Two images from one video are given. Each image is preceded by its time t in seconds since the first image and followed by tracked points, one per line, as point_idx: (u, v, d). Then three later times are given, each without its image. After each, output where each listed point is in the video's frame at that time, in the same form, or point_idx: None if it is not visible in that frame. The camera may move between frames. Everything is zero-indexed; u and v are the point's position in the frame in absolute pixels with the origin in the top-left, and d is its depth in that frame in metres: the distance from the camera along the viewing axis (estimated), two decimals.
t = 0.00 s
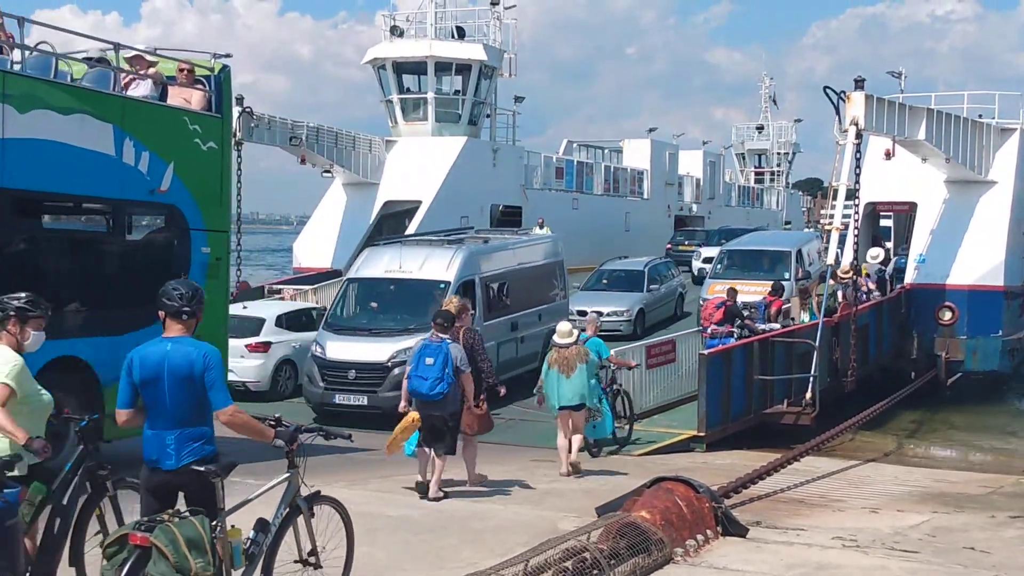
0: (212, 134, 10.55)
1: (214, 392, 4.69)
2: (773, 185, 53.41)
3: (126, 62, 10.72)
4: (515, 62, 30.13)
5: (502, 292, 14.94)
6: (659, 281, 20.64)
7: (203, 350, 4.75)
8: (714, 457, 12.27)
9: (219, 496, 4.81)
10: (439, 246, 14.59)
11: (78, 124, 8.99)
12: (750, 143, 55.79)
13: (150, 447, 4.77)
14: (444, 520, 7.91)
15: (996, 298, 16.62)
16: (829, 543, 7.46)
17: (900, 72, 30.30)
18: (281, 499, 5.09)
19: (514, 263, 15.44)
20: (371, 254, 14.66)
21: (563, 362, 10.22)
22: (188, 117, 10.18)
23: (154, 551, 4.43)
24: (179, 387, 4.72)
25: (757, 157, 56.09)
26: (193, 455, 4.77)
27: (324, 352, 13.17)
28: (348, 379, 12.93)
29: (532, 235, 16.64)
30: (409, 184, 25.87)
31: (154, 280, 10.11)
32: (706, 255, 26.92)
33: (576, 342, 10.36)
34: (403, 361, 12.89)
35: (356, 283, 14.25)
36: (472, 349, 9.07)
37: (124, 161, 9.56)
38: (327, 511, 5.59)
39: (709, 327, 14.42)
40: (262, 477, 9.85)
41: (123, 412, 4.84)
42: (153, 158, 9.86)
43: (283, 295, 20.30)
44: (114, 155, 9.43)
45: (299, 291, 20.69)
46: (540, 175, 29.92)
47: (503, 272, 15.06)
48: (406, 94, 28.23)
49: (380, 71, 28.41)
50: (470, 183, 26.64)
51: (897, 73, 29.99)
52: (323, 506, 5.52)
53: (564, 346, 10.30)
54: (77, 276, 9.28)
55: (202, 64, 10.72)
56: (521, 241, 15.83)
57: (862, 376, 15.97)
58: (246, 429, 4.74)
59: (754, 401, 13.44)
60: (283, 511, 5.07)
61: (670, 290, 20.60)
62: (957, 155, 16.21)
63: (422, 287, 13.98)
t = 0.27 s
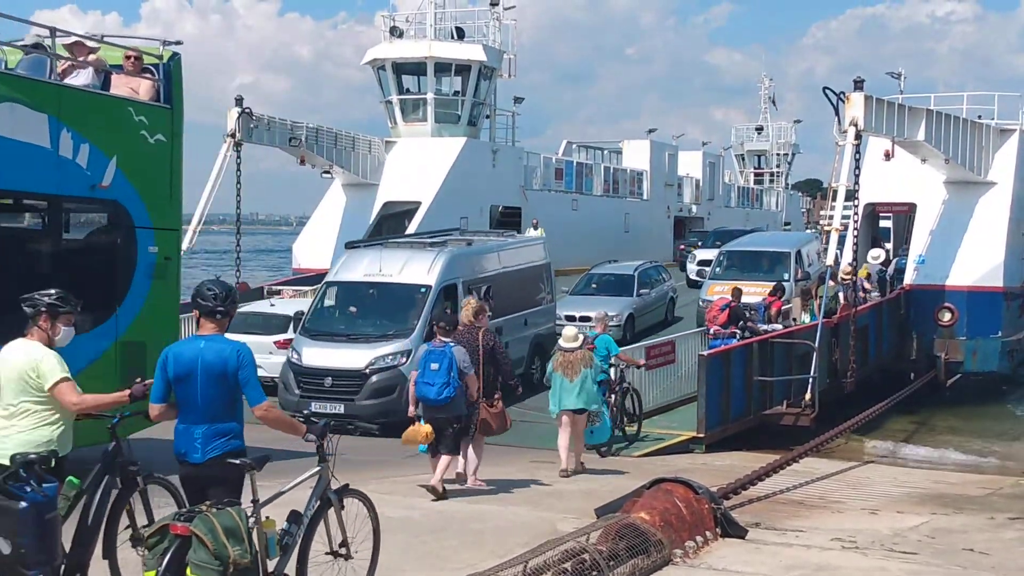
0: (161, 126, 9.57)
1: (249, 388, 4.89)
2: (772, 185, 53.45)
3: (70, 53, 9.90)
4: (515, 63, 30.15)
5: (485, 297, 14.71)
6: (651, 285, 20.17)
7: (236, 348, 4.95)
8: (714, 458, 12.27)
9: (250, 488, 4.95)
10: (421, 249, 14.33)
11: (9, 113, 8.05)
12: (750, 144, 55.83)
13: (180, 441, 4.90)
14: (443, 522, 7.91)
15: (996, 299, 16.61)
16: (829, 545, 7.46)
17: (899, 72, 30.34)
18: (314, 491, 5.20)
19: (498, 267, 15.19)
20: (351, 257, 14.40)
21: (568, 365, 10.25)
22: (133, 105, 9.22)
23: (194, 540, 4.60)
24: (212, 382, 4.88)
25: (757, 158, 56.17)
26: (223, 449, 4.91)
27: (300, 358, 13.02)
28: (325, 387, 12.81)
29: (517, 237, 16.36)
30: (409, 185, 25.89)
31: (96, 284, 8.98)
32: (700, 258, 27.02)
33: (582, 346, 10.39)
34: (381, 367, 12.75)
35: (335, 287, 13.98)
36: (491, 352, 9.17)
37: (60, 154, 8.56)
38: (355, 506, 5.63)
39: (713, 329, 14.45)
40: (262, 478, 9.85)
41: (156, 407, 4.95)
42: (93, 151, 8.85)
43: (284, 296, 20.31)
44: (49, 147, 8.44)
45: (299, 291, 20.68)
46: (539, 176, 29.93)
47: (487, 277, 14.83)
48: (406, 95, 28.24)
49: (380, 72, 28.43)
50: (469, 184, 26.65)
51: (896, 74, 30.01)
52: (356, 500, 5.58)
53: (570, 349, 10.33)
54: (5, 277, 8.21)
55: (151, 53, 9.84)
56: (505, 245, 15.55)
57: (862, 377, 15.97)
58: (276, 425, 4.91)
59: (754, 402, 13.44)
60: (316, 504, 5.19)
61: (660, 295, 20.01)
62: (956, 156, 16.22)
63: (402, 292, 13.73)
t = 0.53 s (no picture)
0: (101, 117, 8.78)
1: (270, 388, 5.11)
2: (771, 186, 53.45)
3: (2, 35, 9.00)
4: (513, 63, 30.14)
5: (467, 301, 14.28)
6: (639, 289, 19.74)
7: (258, 351, 5.16)
8: (713, 458, 12.27)
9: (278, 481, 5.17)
10: (399, 252, 13.89)
11: None
12: (749, 144, 55.85)
13: (207, 441, 5.15)
14: (441, 522, 7.90)
15: (994, 300, 16.60)
16: (827, 545, 7.45)
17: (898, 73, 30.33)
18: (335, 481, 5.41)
19: (480, 269, 14.75)
20: (327, 260, 13.99)
21: (572, 363, 10.27)
22: (68, 93, 8.37)
23: (226, 528, 4.79)
24: (236, 384, 5.11)
25: (755, 158, 56.23)
26: (247, 449, 5.14)
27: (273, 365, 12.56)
28: (297, 395, 12.36)
29: (501, 241, 15.91)
30: (408, 185, 25.88)
31: (27, 286, 8.11)
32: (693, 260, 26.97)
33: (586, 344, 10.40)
34: (354, 374, 12.28)
35: (309, 290, 13.57)
36: (500, 357, 9.22)
37: None
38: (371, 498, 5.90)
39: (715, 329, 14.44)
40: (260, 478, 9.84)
41: (184, 408, 5.20)
42: (25, 142, 7.97)
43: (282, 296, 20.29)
44: None
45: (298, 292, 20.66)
46: (537, 176, 29.92)
47: (468, 280, 14.39)
48: (404, 95, 28.23)
49: (378, 72, 28.42)
50: (468, 184, 26.63)
51: (895, 75, 30.00)
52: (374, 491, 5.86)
53: (574, 348, 10.33)
54: None
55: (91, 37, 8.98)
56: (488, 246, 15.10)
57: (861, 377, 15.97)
58: (299, 422, 5.09)
59: (752, 402, 13.44)
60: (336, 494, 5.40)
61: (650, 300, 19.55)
62: (954, 156, 16.22)
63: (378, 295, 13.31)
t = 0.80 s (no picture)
0: (38, 105, 8.04)
1: (295, 377, 5.31)
2: (771, 186, 53.45)
3: None
4: (513, 64, 30.13)
5: (452, 299, 13.56)
6: (629, 293, 19.46)
7: (283, 343, 5.38)
8: (713, 458, 12.28)
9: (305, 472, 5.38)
10: (382, 246, 13.19)
11: None
12: (749, 144, 55.87)
13: (232, 429, 5.35)
14: (441, 522, 7.89)
15: (994, 300, 16.59)
16: (827, 545, 7.45)
17: (898, 74, 30.36)
18: (357, 475, 5.60)
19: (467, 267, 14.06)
20: (306, 252, 13.27)
21: (574, 365, 10.32)
22: (2, 79, 7.67)
23: (261, 521, 4.83)
24: (262, 374, 5.32)
25: (755, 158, 56.27)
26: (274, 437, 5.36)
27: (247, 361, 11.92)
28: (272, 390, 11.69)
29: (489, 239, 15.25)
30: (408, 185, 25.89)
31: None
32: (687, 262, 26.70)
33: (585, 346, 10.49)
34: (331, 368, 11.44)
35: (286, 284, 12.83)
36: (509, 354, 9.27)
37: None
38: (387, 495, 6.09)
39: (716, 330, 14.43)
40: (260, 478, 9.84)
41: (209, 399, 5.35)
42: None
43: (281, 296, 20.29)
44: None
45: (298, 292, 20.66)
46: (537, 176, 29.92)
47: (454, 277, 13.68)
48: (404, 95, 28.23)
49: (378, 73, 28.43)
50: (468, 185, 26.63)
51: (894, 75, 30.01)
52: (392, 490, 6.05)
53: (575, 349, 10.39)
54: None
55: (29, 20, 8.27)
56: (475, 244, 14.43)
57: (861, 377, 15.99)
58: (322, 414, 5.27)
59: (752, 402, 13.45)
60: (357, 489, 5.57)
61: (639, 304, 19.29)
62: (954, 157, 16.22)
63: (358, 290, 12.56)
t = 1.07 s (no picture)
0: None
1: (325, 380, 5.47)
2: (771, 187, 53.43)
3: None
4: (513, 65, 30.14)
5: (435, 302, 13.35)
6: (619, 297, 19.22)
7: (312, 347, 5.55)
8: (713, 459, 12.29)
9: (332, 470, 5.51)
10: (361, 246, 13.01)
11: None
12: (749, 145, 55.89)
13: (262, 431, 5.49)
14: (441, 523, 7.91)
15: (994, 301, 16.60)
16: (827, 546, 7.46)
17: (898, 75, 30.38)
18: (378, 473, 5.77)
19: (451, 271, 13.84)
20: (285, 253, 13.10)
21: (578, 364, 10.38)
22: None
23: (295, 513, 5.00)
24: (293, 377, 5.48)
25: (755, 159, 56.28)
26: (301, 439, 5.50)
27: (221, 360, 11.76)
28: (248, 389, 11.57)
29: (476, 242, 15.07)
30: (409, 186, 25.91)
31: None
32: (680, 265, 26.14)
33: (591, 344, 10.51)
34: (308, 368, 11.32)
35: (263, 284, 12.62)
36: (527, 360, 9.59)
37: None
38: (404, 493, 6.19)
39: (716, 331, 14.44)
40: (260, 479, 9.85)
41: (238, 401, 5.46)
42: None
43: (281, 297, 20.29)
44: None
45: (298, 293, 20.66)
46: (538, 177, 29.94)
47: (437, 280, 13.48)
48: (404, 96, 28.25)
49: (378, 74, 28.44)
50: (468, 186, 26.65)
51: (896, 76, 30.02)
52: (410, 487, 6.18)
53: (580, 348, 10.46)
54: None
55: None
56: (459, 247, 14.21)
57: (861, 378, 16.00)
58: (350, 415, 5.46)
59: (752, 403, 13.46)
60: (379, 485, 5.73)
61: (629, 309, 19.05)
62: (955, 157, 16.23)
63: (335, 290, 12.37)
